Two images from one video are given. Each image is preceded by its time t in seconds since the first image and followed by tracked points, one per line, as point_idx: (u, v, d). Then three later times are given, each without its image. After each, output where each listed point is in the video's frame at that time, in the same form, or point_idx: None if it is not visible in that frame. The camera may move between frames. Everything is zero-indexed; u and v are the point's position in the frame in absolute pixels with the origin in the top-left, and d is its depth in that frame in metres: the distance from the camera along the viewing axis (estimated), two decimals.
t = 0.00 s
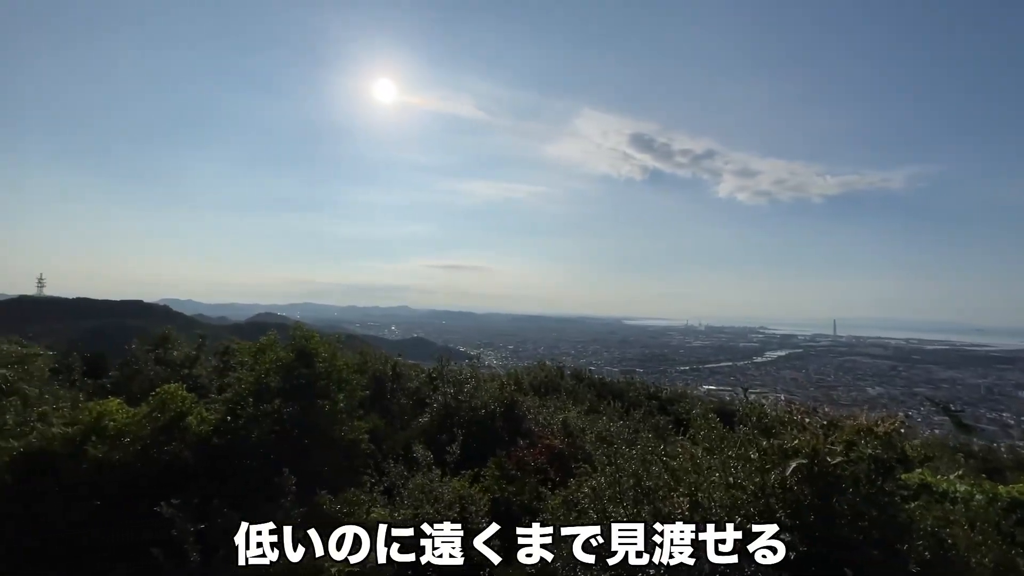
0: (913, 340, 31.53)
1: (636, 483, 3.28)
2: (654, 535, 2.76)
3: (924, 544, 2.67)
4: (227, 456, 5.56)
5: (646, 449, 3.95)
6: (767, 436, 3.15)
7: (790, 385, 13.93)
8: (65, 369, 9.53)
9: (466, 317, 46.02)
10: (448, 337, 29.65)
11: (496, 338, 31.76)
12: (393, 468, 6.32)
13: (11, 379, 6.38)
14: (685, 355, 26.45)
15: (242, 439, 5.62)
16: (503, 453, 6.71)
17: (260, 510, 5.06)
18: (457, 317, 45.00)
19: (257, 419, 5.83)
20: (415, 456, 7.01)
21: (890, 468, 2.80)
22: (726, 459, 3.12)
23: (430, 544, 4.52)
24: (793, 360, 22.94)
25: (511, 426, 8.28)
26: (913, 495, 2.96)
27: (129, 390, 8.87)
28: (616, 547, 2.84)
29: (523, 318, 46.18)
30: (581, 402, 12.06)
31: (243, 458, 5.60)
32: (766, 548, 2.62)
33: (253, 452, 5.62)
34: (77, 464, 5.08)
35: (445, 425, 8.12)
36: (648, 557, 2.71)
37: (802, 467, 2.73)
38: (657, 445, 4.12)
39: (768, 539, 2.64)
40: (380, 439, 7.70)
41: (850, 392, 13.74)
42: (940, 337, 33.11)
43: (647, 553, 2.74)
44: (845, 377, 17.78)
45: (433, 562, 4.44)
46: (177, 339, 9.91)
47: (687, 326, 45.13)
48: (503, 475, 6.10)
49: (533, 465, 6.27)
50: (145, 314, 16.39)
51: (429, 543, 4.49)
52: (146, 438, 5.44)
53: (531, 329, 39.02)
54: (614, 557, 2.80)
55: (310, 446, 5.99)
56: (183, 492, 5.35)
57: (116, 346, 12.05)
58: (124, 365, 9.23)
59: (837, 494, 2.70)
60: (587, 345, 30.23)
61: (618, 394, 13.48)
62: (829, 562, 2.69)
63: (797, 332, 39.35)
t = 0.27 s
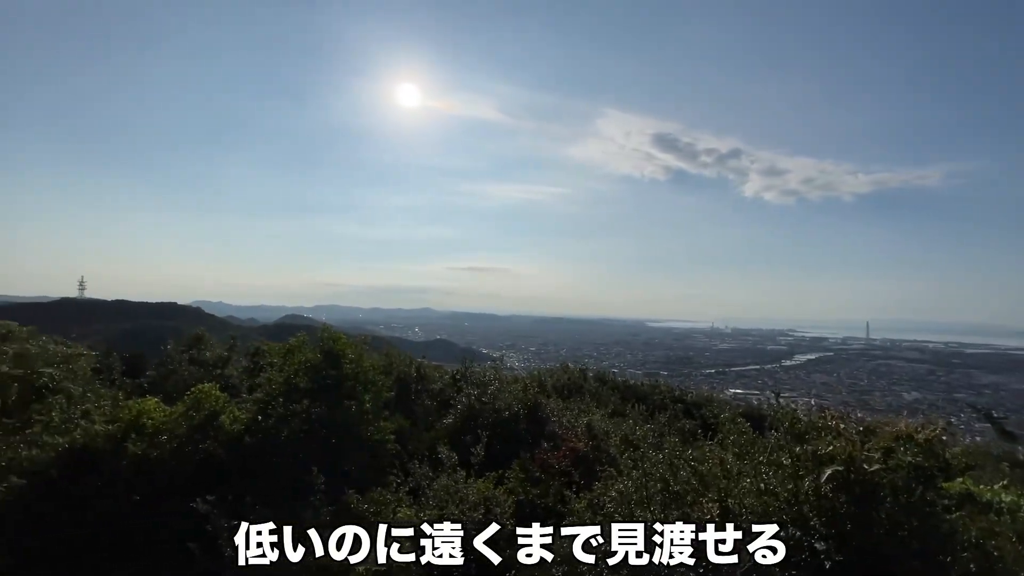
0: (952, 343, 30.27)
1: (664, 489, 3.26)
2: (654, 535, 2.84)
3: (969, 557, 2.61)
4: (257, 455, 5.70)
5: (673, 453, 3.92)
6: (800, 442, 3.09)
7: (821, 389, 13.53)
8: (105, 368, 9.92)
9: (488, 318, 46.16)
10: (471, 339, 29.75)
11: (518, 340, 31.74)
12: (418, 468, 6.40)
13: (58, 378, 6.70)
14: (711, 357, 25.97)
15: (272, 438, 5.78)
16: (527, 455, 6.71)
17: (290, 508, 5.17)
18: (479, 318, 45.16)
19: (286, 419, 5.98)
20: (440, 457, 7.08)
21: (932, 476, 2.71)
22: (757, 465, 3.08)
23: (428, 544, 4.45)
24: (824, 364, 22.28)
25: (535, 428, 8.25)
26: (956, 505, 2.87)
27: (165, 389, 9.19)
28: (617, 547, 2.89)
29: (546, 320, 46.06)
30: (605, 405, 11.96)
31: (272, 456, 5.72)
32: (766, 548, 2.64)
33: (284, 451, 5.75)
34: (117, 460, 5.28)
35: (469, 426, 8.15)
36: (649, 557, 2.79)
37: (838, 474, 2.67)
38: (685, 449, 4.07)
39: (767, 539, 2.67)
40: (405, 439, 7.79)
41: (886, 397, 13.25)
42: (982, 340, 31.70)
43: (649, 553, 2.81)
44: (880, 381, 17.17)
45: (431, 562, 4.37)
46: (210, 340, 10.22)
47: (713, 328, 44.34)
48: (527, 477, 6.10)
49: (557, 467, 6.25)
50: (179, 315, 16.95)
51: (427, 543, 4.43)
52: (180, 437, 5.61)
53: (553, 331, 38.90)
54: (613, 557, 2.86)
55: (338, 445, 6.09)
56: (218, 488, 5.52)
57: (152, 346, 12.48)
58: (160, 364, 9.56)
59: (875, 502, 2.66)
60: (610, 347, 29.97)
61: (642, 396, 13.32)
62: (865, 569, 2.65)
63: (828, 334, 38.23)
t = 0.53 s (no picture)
0: (996, 347, 28.94)
1: (694, 496, 3.24)
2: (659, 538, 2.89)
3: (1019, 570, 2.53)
4: (288, 453, 5.85)
5: (702, 458, 3.86)
6: (837, 449, 3.01)
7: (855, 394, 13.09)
8: (144, 368, 10.31)
9: (511, 320, 46.19)
10: (494, 340, 29.81)
11: (541, 342, 31.68)
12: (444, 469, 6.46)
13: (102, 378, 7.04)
14: (738, 361, 25.43)
15: (303, 438, 5.91)
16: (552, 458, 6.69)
17: (320, 506, 5.26)
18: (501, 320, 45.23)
19: (315, 419, 6.11)
20: (465, 458, 7.13)
21: (981, 486, 2.61)
22: (792, 471, 3.02)
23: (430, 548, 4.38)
24: (857, 367, 21.58)
25: (560, 430, 8.21)
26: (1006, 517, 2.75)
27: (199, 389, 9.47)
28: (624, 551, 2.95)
29: (568, 322, 45.83)
30: (630, 408, 11.83)
31: (303, 455, 5.87)
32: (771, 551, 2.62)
33: (315, 450, 5.90)
34: (156, 456, 5.45)
35: (494, 428, 8.18)
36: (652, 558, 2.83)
37: (876, 482, 2.62)
38: (715, 454, 4.00)
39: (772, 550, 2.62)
40: (431, 440, 7.86)
41: (925, 403, 12.74)
42: None
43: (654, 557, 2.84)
44: (918, 386, 16.53)
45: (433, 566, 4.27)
46: (241, 341, 10.49)
47: (740, 331, 43.42)
48: (552, 480, 6.09)
49: (582, 471, 6.24)
50: (211, 317, 17.50)
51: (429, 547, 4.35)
52: (216, 435, 5.77)
53: (576, 333, 38.68)
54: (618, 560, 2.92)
55: (366, 445, 6.19)
56: (251, 486, 5.63)
57: (187, 347, 12.88)
58: (195, 364, 9.87)
59: (917, 512, 2.59)
60: (634, 349, 29.66)
61: (668, 400, 13.13)
62: None
63: (861, 337, 37.02)
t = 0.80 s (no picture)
0: None
1: (726, 499, 3.17)
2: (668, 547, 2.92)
3: None
4: (318, 452, 5.98)
5: (732, 462, 3.80)
6: (877, 456, 2.91)
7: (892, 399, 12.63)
8: (181, 367, 10.66)
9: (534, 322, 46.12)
10: (517, 342, 29.79)
11: (564, 344, 31.54)
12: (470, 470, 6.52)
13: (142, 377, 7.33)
14: (767, 363, 24.83)
15: (332, 437, 6.04)
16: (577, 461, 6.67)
17: (349, 505, 5.35)
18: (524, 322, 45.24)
19: (344, 419, 6.24)
20: (491, 460, 7.17)
21: None
22: (827, 478, 2.98)
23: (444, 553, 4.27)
24: (893, 371, 20.82)
25: (585, 433, 8.16)
26: None
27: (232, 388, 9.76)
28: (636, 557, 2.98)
29: (591, 324, 45.49)
30: (656, 412, 11.66)
31: (334, 454, 6.00)
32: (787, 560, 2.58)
33: (345, 450, 6.03)
34: (194, 453, 5.66)
35: (519, 430, 8.18)
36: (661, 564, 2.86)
37: (917, 489, 2.58)
38: (745, 459, 3.93)
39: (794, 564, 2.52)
40: (456, 441, 7.92)
41: (967, 409, 12.20)
42: None
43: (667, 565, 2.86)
44: (960, 391, 15.84)
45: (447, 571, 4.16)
46: (272, 342, 10.74)
47: (769, 333, 42.38)
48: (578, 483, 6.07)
49: (608, 474, 6.19)
50: (243, 319, 18.00)
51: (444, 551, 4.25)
52: (249, 434, 5.92)
53: (600, 335, 38.37)
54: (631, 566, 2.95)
55: (393, 445, 6.28)
56: (283, 484, 5.75)
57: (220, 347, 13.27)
58: (228, 365, 10.16)
59: (962, 523, 2.52)
60: (658, 352, 29.28)
61: (695, 403, 12.90)
62: None
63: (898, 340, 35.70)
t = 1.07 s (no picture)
0: None
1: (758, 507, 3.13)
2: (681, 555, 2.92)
3: None
4: (347, 451, 6.08)
5: (764, 466, 3.75)
6: (918, 464, 2.83)
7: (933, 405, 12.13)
8: (215, 367, 10.99)
9: (557, 324, 45.99)
10: (541, 344, 29.70)
11: (588, 345, 31.31)
12: (496, 472, 6.56)
13: (179, 376, 7.57)
14: (798, 367, 24.16)
15: (360, 437, 6.15)
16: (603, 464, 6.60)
17: (378, 504, 5.44)
18: (547, 324, 45.14)
19: (372, 419, 6.35)
20: (516, 461, 7.18)
21: None
22: (864, 485, 2.91)
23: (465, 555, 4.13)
24: (933, 375, 20.00)
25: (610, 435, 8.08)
26: None
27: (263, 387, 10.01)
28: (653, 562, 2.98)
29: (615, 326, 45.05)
30: (682, 415, 11.49)
31: (361, 453, 6.09)
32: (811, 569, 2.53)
33: (373, 449, 6.12)
34: (229, 450, 5.83)
35: (543, 431, 8.16)
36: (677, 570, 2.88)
37: (964, 498, 2.50)
38: (777, 464, 3.85)
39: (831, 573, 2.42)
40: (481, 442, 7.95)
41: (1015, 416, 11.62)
42: None
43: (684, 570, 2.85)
44: (1006, 397, 15.10)
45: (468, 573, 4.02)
46: (301, 343, 10.99)
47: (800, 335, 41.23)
48: (603, 486, 6.02)
49: (635, 477, 6.11)
50: (273, 320, 18.46)
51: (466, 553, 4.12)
52: (280, 433, 6.05)
53: (624, 337, 37.95)
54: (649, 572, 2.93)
55: (420, 446, 6.35)
56: (313, 482, 5.88)
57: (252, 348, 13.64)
58: (259, 364, 10.43)
59: (1011, 535, 2.43)
60: (684, 354, 28.82)
61: (723, 407, 12.65)
62: None
63: (938, 343, 34.29)
